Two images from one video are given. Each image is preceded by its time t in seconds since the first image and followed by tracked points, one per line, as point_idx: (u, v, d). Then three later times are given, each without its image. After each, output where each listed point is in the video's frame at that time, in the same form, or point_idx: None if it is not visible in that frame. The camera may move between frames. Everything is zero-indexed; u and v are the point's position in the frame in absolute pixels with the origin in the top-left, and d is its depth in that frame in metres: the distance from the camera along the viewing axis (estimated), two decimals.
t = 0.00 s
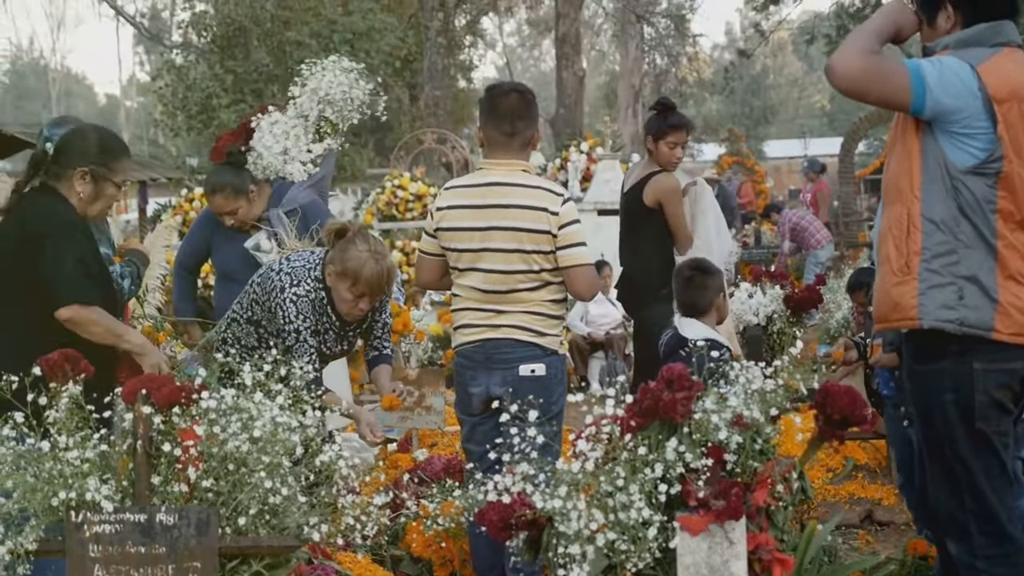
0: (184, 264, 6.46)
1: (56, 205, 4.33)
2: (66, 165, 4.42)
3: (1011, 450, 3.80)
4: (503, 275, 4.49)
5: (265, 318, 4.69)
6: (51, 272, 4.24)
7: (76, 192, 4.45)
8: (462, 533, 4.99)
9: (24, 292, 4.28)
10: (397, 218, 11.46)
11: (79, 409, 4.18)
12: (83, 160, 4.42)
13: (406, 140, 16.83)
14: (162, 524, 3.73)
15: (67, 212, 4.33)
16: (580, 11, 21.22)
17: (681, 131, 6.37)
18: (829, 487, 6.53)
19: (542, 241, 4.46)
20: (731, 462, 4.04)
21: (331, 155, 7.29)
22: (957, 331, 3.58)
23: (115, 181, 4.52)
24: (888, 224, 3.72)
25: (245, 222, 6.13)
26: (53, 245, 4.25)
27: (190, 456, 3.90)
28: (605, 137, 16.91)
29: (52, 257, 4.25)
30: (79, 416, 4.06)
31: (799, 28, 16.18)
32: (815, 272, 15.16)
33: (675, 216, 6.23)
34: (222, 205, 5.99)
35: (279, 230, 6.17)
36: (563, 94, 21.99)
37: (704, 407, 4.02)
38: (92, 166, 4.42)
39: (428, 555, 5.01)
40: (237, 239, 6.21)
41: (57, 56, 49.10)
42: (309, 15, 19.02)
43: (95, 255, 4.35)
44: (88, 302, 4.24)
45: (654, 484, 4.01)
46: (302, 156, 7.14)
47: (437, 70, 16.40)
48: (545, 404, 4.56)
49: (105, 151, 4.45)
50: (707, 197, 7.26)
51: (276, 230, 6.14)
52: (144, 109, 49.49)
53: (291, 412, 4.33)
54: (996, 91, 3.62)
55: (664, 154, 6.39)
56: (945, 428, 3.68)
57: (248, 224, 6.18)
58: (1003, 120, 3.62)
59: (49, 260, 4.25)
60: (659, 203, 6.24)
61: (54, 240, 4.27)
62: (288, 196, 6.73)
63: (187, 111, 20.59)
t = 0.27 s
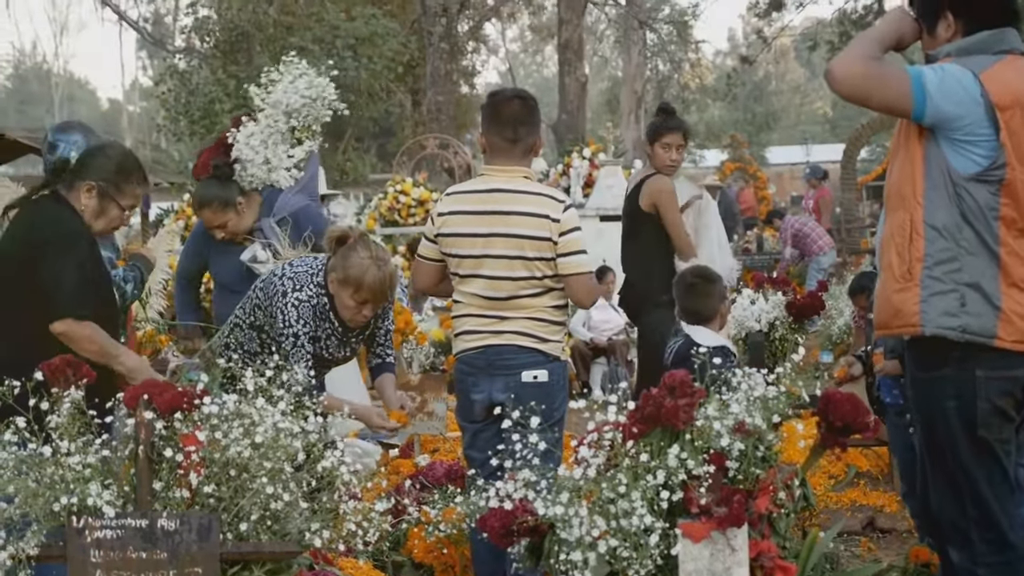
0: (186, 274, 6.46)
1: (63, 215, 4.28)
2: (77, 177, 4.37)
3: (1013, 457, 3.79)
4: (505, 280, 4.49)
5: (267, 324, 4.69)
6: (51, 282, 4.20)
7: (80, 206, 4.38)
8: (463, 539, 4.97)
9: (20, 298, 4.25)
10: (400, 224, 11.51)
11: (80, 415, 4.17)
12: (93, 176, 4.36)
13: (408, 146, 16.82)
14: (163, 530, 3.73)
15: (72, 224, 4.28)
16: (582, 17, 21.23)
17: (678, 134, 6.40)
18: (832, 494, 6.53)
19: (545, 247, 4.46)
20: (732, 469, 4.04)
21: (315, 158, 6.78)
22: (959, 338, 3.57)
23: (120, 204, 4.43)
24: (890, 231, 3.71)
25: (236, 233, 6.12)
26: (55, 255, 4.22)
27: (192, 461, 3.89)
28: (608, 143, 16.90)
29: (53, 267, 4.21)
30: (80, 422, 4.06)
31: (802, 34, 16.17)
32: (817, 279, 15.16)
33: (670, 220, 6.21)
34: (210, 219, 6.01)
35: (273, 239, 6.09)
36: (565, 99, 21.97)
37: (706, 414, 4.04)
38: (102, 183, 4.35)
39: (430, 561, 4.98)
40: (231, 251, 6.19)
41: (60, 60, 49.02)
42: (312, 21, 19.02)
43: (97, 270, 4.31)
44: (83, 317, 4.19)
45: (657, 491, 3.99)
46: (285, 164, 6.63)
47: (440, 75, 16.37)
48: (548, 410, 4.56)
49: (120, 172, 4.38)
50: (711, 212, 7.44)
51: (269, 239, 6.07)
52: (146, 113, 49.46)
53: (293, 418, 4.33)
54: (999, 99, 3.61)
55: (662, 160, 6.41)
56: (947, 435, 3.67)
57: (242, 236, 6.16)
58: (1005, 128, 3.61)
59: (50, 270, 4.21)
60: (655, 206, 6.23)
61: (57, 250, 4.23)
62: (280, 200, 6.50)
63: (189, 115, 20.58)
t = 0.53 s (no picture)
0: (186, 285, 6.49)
1: (68, 224, 4.23)
2: (87, 188, 4.34)
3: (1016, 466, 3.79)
4: (507, 288, 4.49)
5: (269, 331, 4.69)
6: (50, 292, 4.15)
7: (88, 218, 4.36)
8: (465, 546, 4.94)
9: (18, 305, 4.21)
10: (401, 229, 11.52)
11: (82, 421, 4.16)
12: (102, 188, 4.33)
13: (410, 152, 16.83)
14: (164, 536, 3.73)
15: (76, 235, 4.22)
16: (584, 23, 21.21)
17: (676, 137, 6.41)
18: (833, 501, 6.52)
19: (547, 255, 4.46)
20: (734, 477, 4.04)
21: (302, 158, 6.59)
22: (961, 348, 3.57)
23: (127, 218, 4.40)
24: (892, 240, 3.71)
25: (226, 240, 6.16)
26: (55, 265, 4.16)
27: (193, 468, 3.90)
28: (610, 149, 16.90)
29: (53, 277, 4.16)
30: (81, 429, 4.05)
31: (804, 41, 16.15)
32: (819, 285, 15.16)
33: (661, 224, 6.21)
34: (198, 226, 6.08)
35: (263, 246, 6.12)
36: (567, 105, 21.92)
37: (708, 422, 4.04)
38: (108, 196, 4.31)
39: (431, 569, 4.93)
40: (222, 259, 6.21)
41: (62, 66, 49.02)
42: (313, 27, 19.05)
43: (96, 281, 4.27)
44: (74, 328, 4.16)
45: (658, 498, 3.99)
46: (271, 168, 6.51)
47: (442, 81, 16.37)
48: (549, 417, 4.57)
49: (127, 187, 4.34)
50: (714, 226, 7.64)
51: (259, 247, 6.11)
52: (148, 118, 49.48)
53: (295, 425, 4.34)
54: (1000, 108, 3.60)
55: (663, 163, 6.41)
56: (949, 443, 3.67)
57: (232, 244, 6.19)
58: (1007, 136, 3.60)
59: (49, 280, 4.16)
60: (649, 209, 6.26)
61: (56, 259, 4.17)
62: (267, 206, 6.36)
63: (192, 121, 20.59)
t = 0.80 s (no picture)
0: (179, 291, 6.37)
1: (74, 234, 4.21)
2: (96, 199, 4.31)
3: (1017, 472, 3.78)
4: (508, 295, 4.48)
5: (271, 340, 4.70)
6: (50, 305, 4.15)
7: (94, 229, 4.33)
8: (465, 553, 4.92)
9: (18, 313, 4.21)
10: (402, 236, 11.54)
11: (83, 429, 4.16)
12: (107, 200, 4.30)
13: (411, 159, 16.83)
14: (165, 544, 3.72)
15: (81, 246, 4.21)
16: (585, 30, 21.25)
17: (678, 146, 6.41)
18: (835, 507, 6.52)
19: (548, 261, 4.46)
20: (735, 484, 4.04)
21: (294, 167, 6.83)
22: (963, 355, 3.56)
23: (132, 231, 4.35)
24: (892, 247, 3.71)
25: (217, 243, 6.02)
26: (58, 275, 4.16)
27: (194, 476, 3.89)
28: (611, 156, 16.89)
29: (55, 290, 4.15)
30: (83, 437, 4.06)
31: (805, 47, 16.17)
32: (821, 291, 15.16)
33: (651, 230, 6.22)
34: (187, 227, 5.98)
35: (252, 251, 6.06)
36: (568, 112, 21.94)
37: (709, 429, 4.03)
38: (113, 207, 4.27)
39: None
40: (212, 264, 6.04)
41: (63, 74, 48.99)
42: (314, 35, 19.18)
43: (99, 294, 4.25)
44: (69, 340, 4.15)
45: (659, 505, 3.99)
46: (263, 176, 6.61)
47: (443, 88, 16.35)
48: (550, 424, 4.57)
49: (135, 202, 4.30)
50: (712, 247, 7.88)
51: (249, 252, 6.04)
52: (149, 126, 49.47)
53: (296, 432, 4.34)
54: (1000, 114, 3.60)
55: (664, 173, 6.40)
56: (951, 449, 3.67)
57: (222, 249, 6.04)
58: (1007, 142, 3.60)
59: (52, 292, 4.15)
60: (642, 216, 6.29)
61: (61, 272, 4.16)
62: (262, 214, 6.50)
63: (192, 128, 20.59)
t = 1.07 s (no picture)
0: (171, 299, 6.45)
1: (74, 240, 4.15)
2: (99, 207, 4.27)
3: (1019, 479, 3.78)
4: (509, 301, 4.49)
5: (273, 345, 4.70)
6: (44, 312, 4.10)
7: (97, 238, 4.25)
8: (466, 560, 4.90)
9: (16, 318, 4.18)
10: (403, 242, 11.53)
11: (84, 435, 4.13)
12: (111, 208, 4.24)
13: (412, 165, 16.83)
14: (167, 551, 3.70)
15: (81, 252, 4.14)
16: (587, 36, 21.25)
17: (689, 161, 6.37)
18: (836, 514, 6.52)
19: (550, 268, 4.46)
20: (737, 490, 4.03)
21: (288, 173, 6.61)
22: (963, 361, 3.56)
23: (135, 241, 4.27)
24: (893, 254, 3.71)
25: (206, 245, 6.13)
26: (55, 281, 4.10)
27: (196, 482, 3.91)
28: (611, 162, 16.87)
29: (50, 296, 4.10)
30: (84, 443, 4.05)
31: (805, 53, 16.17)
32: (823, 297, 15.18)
33: (645, 238, 6.24)
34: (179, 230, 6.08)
35: (241, 256, 6.03)
36: (568, 118, 21.95)
37: (710, 435, 4.02)
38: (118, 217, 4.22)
39: None
40: (202, 270, 6.16)
41: (64, 80, 48.93)
42: (315, 40, 19.13)
43: (97, 302, 4.18)
44: (63, 348, 4.10)
45: (661, 512, 3.98)
46: (257, 183, 6.51)
47: (444, 94, 16.34)
48: (552, 430, 4.57)
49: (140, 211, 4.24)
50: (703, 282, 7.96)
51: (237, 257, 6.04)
52: (150, 132, 49.52)
53: (297, 438, 4.34)
54: (1002, 121, 3.59)
55: (671, 184, 6.36)
56: (952, 455, 3.66)
57: (211, 253, 6.13)
58: (1009, 149, 3.59)
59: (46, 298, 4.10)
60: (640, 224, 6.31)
61: (57, 278, 4.11)
62: (252, 220, 6.32)
63: (193, 135, 20.59)
